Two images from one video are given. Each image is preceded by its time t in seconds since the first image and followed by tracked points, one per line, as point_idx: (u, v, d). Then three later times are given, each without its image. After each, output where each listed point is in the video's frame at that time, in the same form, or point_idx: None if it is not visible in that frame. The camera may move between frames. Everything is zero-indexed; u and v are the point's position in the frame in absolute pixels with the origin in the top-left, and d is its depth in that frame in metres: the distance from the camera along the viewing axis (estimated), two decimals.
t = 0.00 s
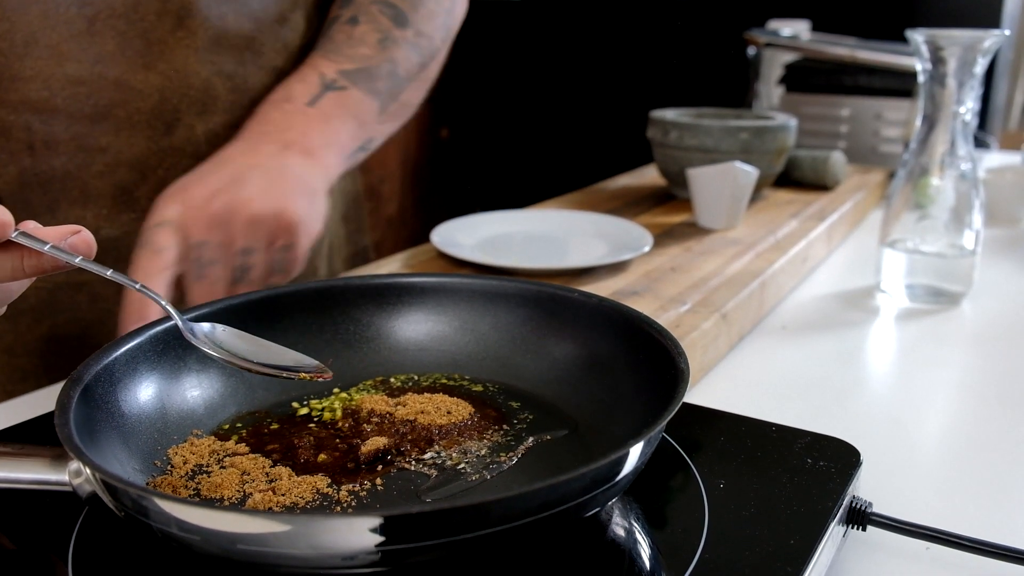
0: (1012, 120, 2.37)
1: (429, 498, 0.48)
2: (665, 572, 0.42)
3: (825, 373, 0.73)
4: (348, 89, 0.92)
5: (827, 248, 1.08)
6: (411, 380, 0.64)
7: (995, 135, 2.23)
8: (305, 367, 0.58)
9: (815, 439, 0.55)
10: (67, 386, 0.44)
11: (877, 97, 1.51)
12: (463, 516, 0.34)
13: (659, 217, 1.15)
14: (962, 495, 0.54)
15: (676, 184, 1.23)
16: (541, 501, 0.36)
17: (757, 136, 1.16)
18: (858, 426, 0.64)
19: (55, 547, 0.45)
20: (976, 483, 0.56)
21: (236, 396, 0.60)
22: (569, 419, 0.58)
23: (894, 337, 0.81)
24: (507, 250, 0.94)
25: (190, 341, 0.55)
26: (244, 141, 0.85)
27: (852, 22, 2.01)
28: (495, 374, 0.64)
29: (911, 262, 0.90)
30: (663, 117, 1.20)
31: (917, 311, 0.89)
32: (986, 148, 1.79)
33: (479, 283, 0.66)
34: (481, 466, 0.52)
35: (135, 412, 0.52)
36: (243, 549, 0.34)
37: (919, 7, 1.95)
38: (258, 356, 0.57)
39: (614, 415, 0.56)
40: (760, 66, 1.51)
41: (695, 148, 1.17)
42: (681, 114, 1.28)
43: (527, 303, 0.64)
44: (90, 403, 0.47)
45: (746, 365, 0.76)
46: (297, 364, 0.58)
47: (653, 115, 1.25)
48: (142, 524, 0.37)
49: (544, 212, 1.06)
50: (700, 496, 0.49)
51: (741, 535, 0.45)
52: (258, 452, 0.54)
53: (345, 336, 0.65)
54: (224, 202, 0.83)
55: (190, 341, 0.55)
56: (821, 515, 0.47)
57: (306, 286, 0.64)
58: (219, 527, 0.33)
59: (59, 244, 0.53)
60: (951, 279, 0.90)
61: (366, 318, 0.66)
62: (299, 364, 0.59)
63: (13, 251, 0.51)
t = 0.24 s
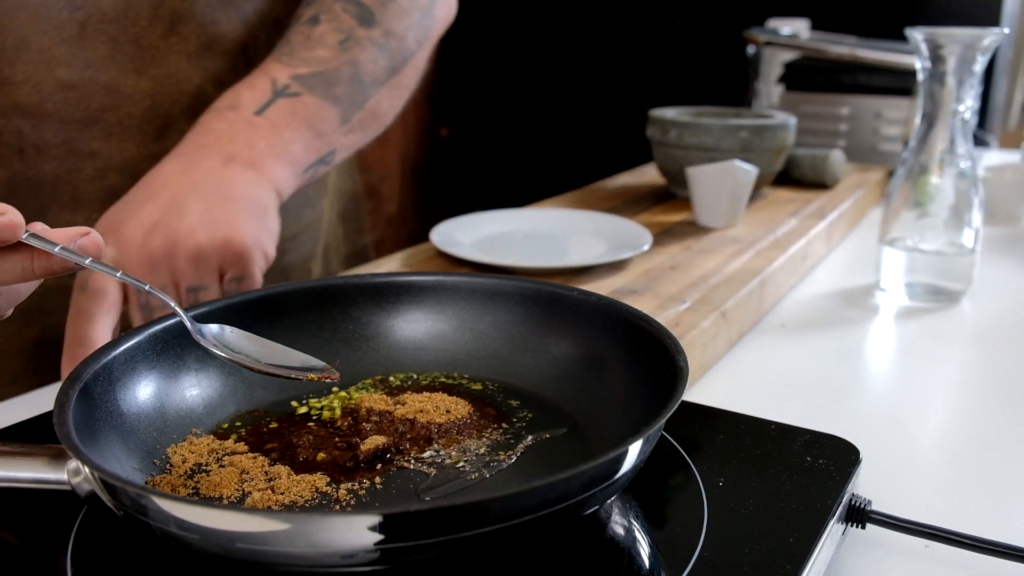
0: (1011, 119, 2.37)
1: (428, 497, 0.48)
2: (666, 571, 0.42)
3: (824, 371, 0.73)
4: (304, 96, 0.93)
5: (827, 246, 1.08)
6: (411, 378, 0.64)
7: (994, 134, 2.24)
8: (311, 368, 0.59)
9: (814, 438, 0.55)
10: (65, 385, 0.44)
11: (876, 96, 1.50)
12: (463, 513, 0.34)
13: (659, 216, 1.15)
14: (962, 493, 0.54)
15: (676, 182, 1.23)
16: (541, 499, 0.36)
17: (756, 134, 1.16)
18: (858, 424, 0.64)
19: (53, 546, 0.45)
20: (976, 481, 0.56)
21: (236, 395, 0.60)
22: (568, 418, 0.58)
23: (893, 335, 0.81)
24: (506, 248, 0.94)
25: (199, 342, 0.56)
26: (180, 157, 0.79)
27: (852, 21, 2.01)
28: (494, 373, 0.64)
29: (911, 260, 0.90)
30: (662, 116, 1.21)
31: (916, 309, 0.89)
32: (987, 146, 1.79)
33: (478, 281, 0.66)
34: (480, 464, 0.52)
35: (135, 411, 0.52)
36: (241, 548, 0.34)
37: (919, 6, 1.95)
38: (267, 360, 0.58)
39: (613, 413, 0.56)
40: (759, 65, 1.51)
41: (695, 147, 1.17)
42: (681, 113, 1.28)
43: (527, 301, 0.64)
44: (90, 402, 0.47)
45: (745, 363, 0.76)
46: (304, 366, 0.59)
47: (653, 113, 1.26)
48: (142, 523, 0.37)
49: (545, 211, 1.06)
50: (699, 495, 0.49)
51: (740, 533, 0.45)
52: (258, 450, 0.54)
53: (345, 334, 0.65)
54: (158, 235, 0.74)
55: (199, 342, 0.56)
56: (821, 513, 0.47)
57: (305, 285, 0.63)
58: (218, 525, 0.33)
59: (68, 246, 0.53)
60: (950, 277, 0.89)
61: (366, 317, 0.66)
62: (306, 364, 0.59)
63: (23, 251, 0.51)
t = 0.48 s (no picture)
0: (1012, 118, 2.37)
1: (427, 497, 0.48)
2: (665, 572, 0.42)
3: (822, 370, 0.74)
4: (288, 102, 0.93)
5: (826, 246, 1.08)
6: (410, 378, 0.64)
7: (995, 134, 2.24)
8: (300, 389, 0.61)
9: (811, 438, 0.56)
10: (63, 384, 0.44)
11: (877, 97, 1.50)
12: (461, 513, 0.34)
13: (658, 216, 1.15)
14: (961, 493, 0.55)
15: (676, 182, 1.23)
16: (538, 500, 0.36)
17: (756, 134, 1.16)
18: (856, 421, 0.64)
19: (51, 546, 0.45)
20: (975, 481, 0.56)
21: (236, 394, 0.60)
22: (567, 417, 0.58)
23: (891, 336, 0.81)
24: (505, 248, 0.94)
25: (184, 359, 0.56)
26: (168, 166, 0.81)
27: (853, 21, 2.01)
28: (494, 373, 0.64)
29: (910, 260, 0.90)
30: (662, 116, 1.21)
31: (915, 310, 0.89)
32: (987, 146, 1.79)
33: (478, 281, 0.66)
34: (479, 464, 0.52)
35: (134, 411, 0.52)
36: (239, 547, 0.34)
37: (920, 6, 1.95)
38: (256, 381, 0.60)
39: (612, 413, 0.56)
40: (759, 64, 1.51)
41: (694, 147, 1.17)
42: (681, 113, 1.28)
43: (526, 301, 0.64)
44: (89, 401, 0.47)
45: (744, 363, 0.76)
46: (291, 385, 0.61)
47: (654, 113, 1.26)
48: (140, 522, 0.37)
49: (544, 211, 1.06)
50: (696, 496, 0.49)
51: (738, 533, 0.45)
52: (256, 450, 0.54)
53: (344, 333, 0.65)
54: (146, 251, 0.74)
55: (185, 358, 0.57)
56: (818, 513, 0.47)
57: (305, 284, 0.63)
58: (215, 524, 0.33)
59: (56, 259, 0.53)
60: (950, 278, 0.89)
61: (365, 316, 0.66)
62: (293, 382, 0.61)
63: (9, 266, 0.51)
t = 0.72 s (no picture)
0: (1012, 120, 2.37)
1: (443, 496, 0.48)
2: (677, 571, 0.43)
3: (826, 369, 0.74)
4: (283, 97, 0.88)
5: (828, 247, 1.08)
6: (429, 380, 0.64)
7: (996, 135, 2.24)
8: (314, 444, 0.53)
9: (814, 439, 0.56)
10: (87, 381, 0.44)
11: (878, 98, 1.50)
12: (481, 514, 0.34)
13: (660, 217, 1.15)
14: (967, 494, 0.55)
15: (678, 183, 1.23)
16: (555, 502, 0.36)
17: (758, 135, 1.16)
18: (859, 418, 0.65)
19: (62, 543, 0.45)
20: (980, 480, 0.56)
21: (258, 390, 0.61)
22: (586, 419, 0.58)
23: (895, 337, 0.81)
24: (508, 248, 0.94)
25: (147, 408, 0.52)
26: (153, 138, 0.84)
27: (853, 22, 2.01)
28: (511, 373, 0.64)
29: (911, 261, 0.90)
30: (664, 117, 1.21)
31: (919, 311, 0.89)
32: (988, 148, 1.79)
33: (496, 282, 0.65)
34: (496, 463, 0.52)
35: (159, 408, 0.53)
36: (258, 543, 0.34)
37: (921, 8, 1.95)
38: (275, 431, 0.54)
39: (630, 414, 0.56)
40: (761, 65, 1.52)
41: (696, 147, 1.17)
42: (682, 113, 1.28)
43: (543, 302, 0.64)
44: (114, 398, 0.47)
45: (747, 362, 0.76)
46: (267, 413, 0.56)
47: (655, 113, 1.26)
48: (159, 518, 0.37)
49: (548, 212, 1.06)
50: (702, 497, 0.49)
51: (751, 535, 0.45)
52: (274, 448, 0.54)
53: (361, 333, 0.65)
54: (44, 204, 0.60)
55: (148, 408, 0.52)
56: (824, 514, 0.47)
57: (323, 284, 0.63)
58: (237, 520, 0.34)
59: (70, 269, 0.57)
60: (951, 279, 0.89)
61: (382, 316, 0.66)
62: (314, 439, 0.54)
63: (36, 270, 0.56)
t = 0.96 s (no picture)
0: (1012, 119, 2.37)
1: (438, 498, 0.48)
2: (675, 572, 0.43)
3: (825, 370, 0.74)
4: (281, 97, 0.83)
5: (827, 247, 1.08)
6: (426, 379, 0.65)
7: (995, 134, 2.24)
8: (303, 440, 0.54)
9: (813, 439, 0.56)
10: (86, 380, 0.44)
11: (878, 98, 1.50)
12: (476, 516, 0.34)
13: (659, 217, 1.15)
14: (964, 495, 0.54)
15: (677, 183, 1.23)
16: (551, 503, 0.36)
17: (756, 135, 1.16)
18: (856, 422, 0.64)
19: (56, 544, 0.45)
20: (978, 481, 0.56)
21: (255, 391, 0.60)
22: (584, 420, 0.58)
23: (894, 337, 0.81)
24: (507, 249, 0.94)
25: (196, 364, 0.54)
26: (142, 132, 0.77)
27: (853, 22, 2.01)
28: (512, 374, 0.64)
29: (911, 261, 0.89)
30: (663, 117, 1.21)
31: (917, 311, 0.89)
32: (986, 148, 1.79)
33: (497, 283, 0.65)
34: (494, 466, 0.52)
35: (154, 408, 0.53)
36: (253, 544, 0.34)
37: (920, 7, 1.95)
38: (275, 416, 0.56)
39: (628, 413, 0.56)
40: (759, 66, 1.53)
41: (695, 148, 1.17)
42: (681, 113, 1.28)
43: (543, 303, 0.64)
44: (111, 398, 0.47)
45: (746, 363, 0.76)
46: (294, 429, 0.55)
47: (654, 114, 1.26)
48: (156, 519, 0.37)
49: (547, 212, 1.06)
50: (699, 497, 0.49)
51: (746, 535, 0.45)
52: (271, 449, 0.54)
53: (363, 334, 0.65)
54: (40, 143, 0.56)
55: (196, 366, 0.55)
56: (820, 514, 0.47)
57: (325, 285, 0.63)
58: (231, 520, 0.34)
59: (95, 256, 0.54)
60: (952, 278, 0.89)
61: (383, 317, 0.66)
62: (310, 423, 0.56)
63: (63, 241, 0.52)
